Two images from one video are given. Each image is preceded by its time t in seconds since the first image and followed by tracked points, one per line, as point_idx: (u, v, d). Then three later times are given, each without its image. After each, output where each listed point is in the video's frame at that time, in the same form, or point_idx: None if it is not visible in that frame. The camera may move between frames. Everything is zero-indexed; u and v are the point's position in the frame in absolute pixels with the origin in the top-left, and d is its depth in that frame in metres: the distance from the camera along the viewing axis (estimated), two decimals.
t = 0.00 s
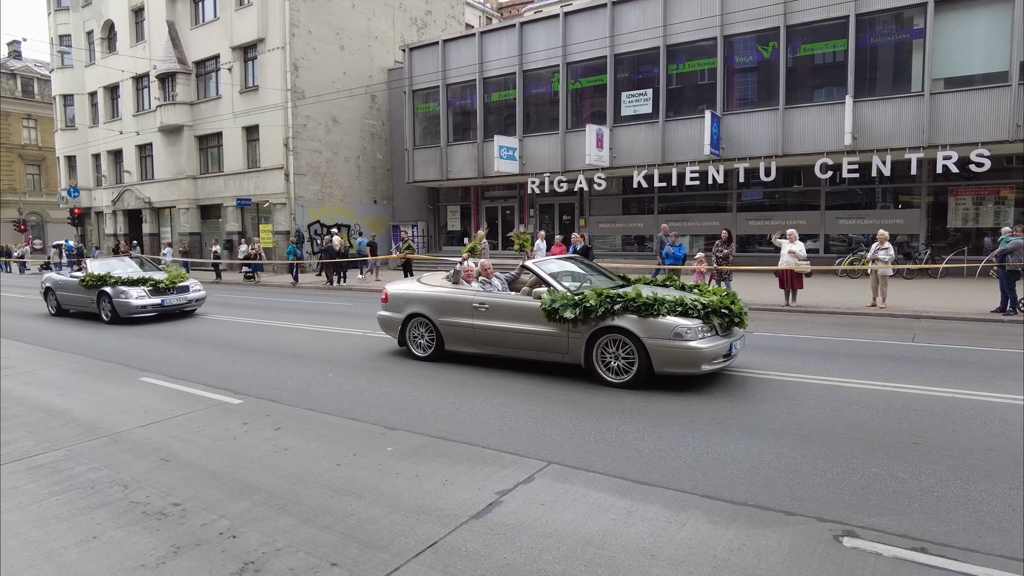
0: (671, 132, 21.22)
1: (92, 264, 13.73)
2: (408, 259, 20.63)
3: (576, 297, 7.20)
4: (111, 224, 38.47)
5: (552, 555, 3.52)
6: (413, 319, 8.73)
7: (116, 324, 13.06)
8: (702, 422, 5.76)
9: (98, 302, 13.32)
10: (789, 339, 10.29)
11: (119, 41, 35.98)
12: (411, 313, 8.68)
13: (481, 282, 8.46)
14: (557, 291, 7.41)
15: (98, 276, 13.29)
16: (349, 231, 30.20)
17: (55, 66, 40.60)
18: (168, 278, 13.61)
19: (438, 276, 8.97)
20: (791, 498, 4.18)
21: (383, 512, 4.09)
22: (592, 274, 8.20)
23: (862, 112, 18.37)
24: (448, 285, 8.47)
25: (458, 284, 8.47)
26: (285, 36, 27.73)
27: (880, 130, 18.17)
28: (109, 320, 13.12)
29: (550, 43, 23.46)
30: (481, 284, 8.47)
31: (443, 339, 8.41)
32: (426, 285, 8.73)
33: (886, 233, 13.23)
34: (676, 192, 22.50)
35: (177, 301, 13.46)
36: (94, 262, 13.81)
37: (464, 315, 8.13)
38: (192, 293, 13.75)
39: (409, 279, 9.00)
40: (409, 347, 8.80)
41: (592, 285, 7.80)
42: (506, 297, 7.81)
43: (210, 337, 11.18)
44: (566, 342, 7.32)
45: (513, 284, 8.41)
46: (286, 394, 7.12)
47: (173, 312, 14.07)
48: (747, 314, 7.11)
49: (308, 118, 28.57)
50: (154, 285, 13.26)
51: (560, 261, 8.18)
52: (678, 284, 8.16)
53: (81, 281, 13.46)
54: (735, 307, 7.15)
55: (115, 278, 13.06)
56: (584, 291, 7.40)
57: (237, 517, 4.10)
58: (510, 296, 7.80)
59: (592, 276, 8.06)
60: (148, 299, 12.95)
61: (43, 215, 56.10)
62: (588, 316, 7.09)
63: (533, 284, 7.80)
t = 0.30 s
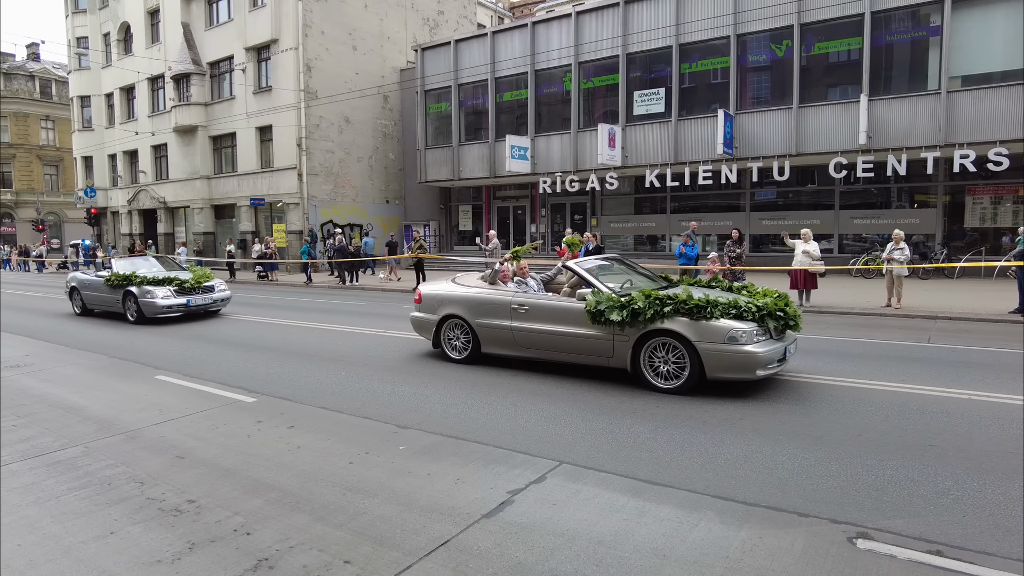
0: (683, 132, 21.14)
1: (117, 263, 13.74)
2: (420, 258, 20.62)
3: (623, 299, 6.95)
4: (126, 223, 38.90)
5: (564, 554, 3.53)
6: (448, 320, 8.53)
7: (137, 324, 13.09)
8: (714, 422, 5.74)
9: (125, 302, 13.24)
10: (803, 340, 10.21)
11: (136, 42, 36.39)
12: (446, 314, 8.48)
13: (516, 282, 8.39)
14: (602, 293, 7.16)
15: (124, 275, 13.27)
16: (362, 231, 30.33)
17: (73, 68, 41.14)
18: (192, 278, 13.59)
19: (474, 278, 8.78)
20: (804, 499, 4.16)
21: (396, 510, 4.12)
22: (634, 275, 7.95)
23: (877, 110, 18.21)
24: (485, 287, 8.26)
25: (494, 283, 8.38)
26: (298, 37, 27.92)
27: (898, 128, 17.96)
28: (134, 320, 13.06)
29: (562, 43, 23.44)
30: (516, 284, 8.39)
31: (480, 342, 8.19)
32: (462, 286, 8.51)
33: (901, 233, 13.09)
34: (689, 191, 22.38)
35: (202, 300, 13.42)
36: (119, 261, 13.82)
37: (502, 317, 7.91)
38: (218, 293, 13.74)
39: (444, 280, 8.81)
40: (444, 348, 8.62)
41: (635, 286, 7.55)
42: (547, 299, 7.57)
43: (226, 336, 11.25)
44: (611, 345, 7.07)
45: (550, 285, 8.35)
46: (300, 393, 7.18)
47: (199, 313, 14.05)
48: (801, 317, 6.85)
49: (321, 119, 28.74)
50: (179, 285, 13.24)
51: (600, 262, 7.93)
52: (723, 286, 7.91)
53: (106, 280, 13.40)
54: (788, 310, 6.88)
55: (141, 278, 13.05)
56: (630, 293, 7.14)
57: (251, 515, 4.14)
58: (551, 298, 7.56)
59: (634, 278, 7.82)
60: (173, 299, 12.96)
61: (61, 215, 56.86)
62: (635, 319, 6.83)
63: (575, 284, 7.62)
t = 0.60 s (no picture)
0: (697, 131, 21.03)
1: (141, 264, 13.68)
2: (433, 258, 20.62)
3: (672, 302, 6.70)
4: (142, 223, 39.35)
5: (578, 554, 3.53)
6: (483, 322, 8.29)
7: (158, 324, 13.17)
8: (727, 423, 5.72)
9: (151, 302, 13.15)
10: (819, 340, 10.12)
11: (152, 44, 36.79)
12: (482, 315, 8.25)
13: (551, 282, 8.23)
14: (649, 295, 6.90)
15: (150, 275, 13.20)
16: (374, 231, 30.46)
17: (91, 70, 41.67)
18: (219, 277, 13.53)
19: (509, 279, 8.56)
20: (819, 501, 4.13)
21: (409, 509, 4.14)
22: (677, 276, 7.71)
23: (893, 109, 18.02)
24: (523, 288, 8.03)
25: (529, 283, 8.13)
26: (312, 38, 28.11)
27: (916, 125, 17.76)
28: (160, 320, 12.97)
29: (575, 42, 23.41)
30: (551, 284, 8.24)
31: (517, 344, 7.94)
32: (498, 287, 8.28)
33: (919, 233, 12.95)
34: (702, 190, 22.24)
35: (229, 300, 13.34)
36: (142, 262, 13.74)
37: (541, 319, 7.67)
38: (244, 293, 13.69)
39: (478, 281, 8.59)
40: (479, 351, 8.38)
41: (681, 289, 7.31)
42: (590, 300, 7.33)
43: (242, 335, 11.32)
44: (659, 349, 6.80)
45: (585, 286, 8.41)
46: (313, 391, 7.23)
47: (225, 313, 13.98)
48: (857, 321, 6.57)
49: (335, 119, 28.90)
50: (206, 285, 13.18)
51: (643, 263, 7.69)
52: (770, 287, 7.63)
53: (132, 280, 13.31)
54: (845, 313, 6.59)
55: (167, 278, 12.99)
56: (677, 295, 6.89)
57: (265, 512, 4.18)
58: (594, 299, 7.31)
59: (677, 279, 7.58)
60: (200, 299, 12.91)
61: (79, 215, 57.63)
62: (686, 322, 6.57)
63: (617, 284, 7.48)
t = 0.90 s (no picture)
0: (711, 130, 20.90)
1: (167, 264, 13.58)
2: (446, 258, 20.63)
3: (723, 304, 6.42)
4: (159, 222, 39.78)
5: (592, 555, 3.52)
6: (519, 324, 8.05)
7: (178, 323, 13.25)
8: (742, 424, 5.69)
9: (178, 303, 13.07)
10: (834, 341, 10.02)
11: (169, 46, 37.18)
12: (518, 317, 8.01)
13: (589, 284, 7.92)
14: (699, 297, 6.63)
15: (177, 275, 13.10)
16: (388, 231, 30.58)
17: (109, 71, 42.17)
18: (247, 277, 13.36)
19: (547, 280, 8.32)
20: (836, 504, 4.09)
21: (423, 508, 4.15)
22: (724, 278, 7.42)
23: (911, 107, 17.81)
24: (561, 289, 7.79)
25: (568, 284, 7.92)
26: (326, 38, 28.28)
27: (935, 124, 17.53)
28: (187, 321, 12.87)
29: (588, 41, 23.35)
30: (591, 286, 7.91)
31: (556, 348, 7.70)
32: (535, 289, 8.04)
33: (937, 233, 12.82)
34: (716, 190, 22.09)
35: (256, 301, 13.22)
36: (167, 262, 13.66)
37: (582, 321, 7.43)
38: (271, 293, 13.53)
39: (513, 282, 8.37)
40: (514, 354, 8.15)
41: (729, 291, 7.03)
42: (634, 302, 7.06)
43: (258, 335, 11.37)
44: (708, 354, 6.54)
45: (624, 287, 8.10)
46: (327, 390, 7.28)
47: (253, 313, 13.83)
48: (917, 324, 6.30)
49: (349, 120, 29.05)
50: (233, 285, 13.00)
51: (689, 262, 7.41)
52: (820, 288, 7.36)
53: (159, 280, 13.24)
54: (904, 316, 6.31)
55: (194, 278, 12.84)
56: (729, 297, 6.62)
57: (280, 510, 4.21)
58: (638, 302, 7.05)
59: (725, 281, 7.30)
60: (227, 299, 12.74)
61: (97, 215, 58.33)
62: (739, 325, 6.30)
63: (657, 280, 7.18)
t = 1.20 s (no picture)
0: (725, 129, 20.78)
1: (191, 263, 13.43)
2: (458, 258, 20.63)
3: (775, 307, 6.17)
4: (174, 222, 40.19)
5: (603, 556, 3.51)
6: (554, 326, 7.81)
7: (195, 321, 13.34)
8: (754, 425, 5.66)
9: (202, 303, 12.92)
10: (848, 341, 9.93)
11: (184, 47, 37.52)
12: (554, 319, 7.77)
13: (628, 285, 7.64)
14: (750, 300, 6.39)
15: (202, 275, 12.94)
16: (400, 230, 30.70)
17: (126, 72, 42.62)
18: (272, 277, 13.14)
19: (584, 282, 8.09)
20: (849, 506, 4.05)
21: (434, 507, 4.17)
22: (772, 278, 7.17)
23: (927, 105, 17.62)
24: (600, 291, 7.55)
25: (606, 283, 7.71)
26: (339, 39, 28.41)
27: (952, 123, 17.32)
28: (212, 322, 12.70)
29: (601, 41, 23.30)
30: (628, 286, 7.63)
31: (594, 351, 7.45)
32: (572, 291, 7.79)
33: (955, 233, 12.62)
34: (730, 189, 21.95)
35: (282, 301, 13.03)
36: (191, 260, 13.52)
37: (621, 324, 7.16)
38: (296, 293, 13.31)
39: (546, 283, 8.15)
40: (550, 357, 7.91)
41: (780, 292, 6.78)
42: (679, 304, 6.79)
43: (273, 335, 11.41)
44: (758, 359, 6.27)
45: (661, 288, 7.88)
46: (340, 389, 7.31)
47: (279, 314, 13.65)
48: (982, 328, 5.98)
49: (362, 120, 29.17)
50: (259, 285, 12.78)
51: (736, 263, 7.16)
52: (872, 291, 7.07)
53: (184, 279, 13.11)
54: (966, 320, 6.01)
55: (219, 278, 12.67)
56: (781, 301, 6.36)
57: (292, 508, 4.23)
58: (682, 304, 6.78)
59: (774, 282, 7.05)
60: (253, 300, 12.49)
61: (113, 214, 58.92)
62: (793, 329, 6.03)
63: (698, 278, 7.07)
